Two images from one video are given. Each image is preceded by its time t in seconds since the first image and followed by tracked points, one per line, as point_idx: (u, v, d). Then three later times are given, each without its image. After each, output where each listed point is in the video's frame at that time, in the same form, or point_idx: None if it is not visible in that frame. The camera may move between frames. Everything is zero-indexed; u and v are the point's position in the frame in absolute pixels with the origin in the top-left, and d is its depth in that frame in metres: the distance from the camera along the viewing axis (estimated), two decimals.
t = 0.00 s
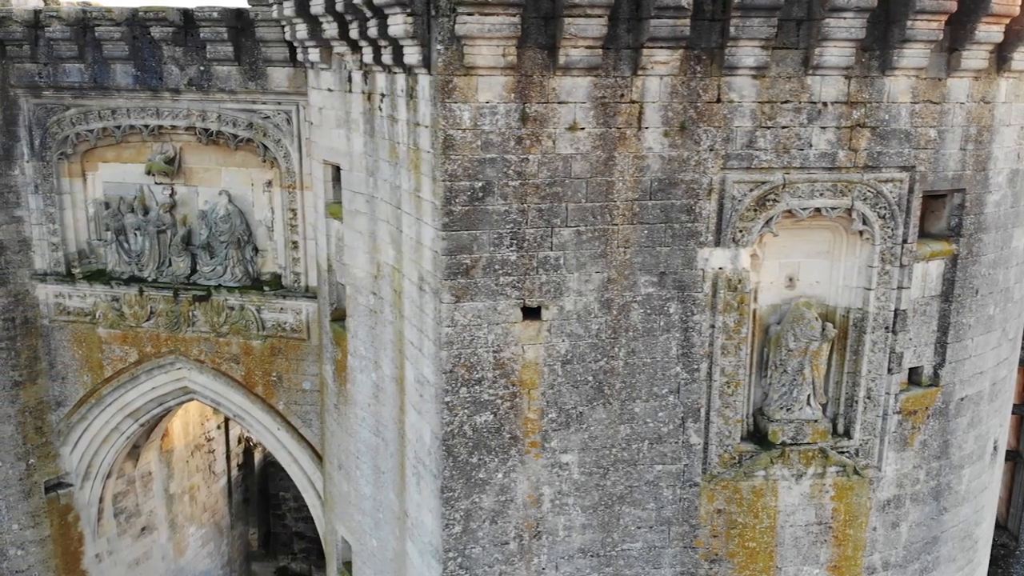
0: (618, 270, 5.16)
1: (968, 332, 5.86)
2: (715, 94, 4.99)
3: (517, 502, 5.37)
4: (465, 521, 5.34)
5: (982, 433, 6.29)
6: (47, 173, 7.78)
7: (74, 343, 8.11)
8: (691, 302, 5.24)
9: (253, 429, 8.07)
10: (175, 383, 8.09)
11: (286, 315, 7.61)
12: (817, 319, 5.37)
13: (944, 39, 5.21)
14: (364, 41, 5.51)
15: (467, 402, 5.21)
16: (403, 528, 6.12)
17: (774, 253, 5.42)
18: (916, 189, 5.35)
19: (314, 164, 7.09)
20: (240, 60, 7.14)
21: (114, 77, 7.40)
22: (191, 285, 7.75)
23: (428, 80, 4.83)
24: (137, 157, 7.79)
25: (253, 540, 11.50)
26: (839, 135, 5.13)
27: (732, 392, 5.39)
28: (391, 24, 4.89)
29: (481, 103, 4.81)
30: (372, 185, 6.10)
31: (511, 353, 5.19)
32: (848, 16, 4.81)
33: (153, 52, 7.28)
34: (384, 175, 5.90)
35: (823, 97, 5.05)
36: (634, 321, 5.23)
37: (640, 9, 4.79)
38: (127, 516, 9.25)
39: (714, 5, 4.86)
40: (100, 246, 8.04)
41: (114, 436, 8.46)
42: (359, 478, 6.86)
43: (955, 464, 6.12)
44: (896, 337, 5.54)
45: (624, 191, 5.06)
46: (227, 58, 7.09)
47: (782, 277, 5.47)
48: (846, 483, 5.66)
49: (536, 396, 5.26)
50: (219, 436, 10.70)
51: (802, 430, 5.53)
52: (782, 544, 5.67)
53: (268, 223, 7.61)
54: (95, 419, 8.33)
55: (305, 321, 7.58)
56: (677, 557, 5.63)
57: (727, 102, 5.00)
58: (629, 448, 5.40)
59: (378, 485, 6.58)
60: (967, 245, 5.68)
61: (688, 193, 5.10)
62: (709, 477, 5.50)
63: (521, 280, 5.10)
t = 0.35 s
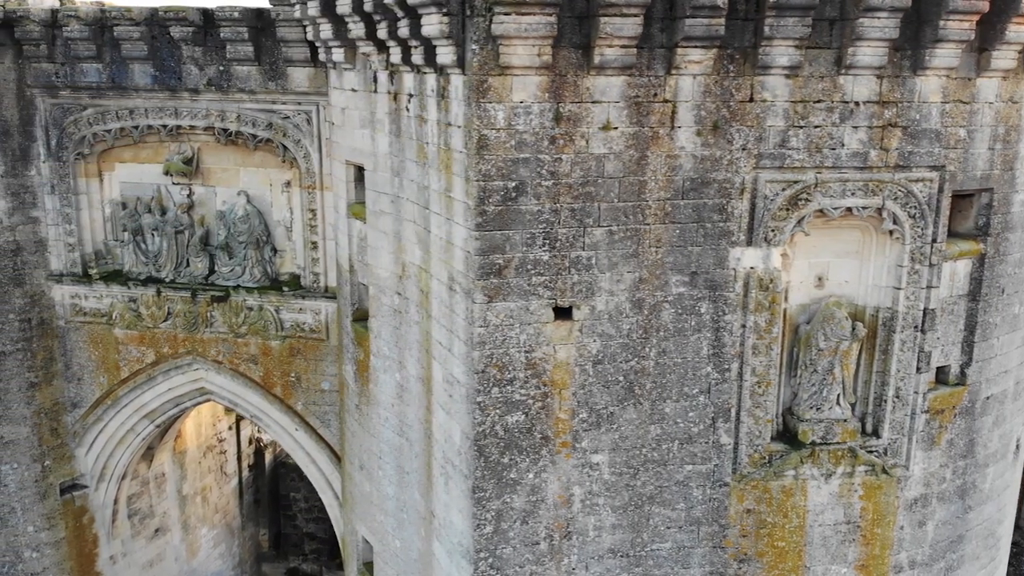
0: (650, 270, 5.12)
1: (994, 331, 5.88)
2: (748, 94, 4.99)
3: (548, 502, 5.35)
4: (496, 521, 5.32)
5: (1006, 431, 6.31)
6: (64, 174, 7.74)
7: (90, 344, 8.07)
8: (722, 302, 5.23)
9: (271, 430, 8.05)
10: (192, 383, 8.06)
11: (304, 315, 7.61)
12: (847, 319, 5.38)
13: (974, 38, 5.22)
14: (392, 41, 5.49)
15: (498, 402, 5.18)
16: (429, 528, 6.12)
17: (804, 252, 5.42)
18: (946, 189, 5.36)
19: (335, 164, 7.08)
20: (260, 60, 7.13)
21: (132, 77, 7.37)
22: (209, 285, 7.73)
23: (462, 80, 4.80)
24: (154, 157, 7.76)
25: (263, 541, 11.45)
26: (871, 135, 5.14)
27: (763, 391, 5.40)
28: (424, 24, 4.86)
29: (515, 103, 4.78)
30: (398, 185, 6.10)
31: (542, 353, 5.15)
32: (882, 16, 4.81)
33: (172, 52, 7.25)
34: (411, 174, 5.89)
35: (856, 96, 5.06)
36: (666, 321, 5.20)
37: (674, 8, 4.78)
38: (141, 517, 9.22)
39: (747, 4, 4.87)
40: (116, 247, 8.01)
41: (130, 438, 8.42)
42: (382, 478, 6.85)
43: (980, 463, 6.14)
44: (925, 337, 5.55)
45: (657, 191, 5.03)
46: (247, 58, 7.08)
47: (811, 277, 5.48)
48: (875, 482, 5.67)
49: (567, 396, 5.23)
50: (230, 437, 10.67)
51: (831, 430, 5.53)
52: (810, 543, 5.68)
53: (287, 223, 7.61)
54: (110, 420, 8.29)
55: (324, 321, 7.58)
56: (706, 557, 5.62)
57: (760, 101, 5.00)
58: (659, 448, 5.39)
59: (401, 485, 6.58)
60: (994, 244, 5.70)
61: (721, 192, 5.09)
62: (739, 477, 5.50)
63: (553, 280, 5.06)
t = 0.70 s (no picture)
0: (684, 270, 5.10)
1: (1022, 331, 5.90)
2: (783, 93, 5.00)
3: (581, 502, 5.32)
4: (529, 522, 5.29)
5: None
6: (83, 174, 7.71)
7: (108, 345, 8.04)
8: (756, 302, 5.22)
9: (290, 431, 8.05)
10: (211, 384, 8.04)
11: (325, 315, 7.61)
12: (879, 319, 5.40)
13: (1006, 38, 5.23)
14: (423, 40, 5.48)
15: (532, 402, 5.15)
16: (457, 528, 6.11)
17: (835, 252, 5.42)
18: (977, 188, 5.38)
19: (358, 164, 7.07)
20: (282, 60, 7.12)
21: (152, 77, 7.34)
22: (230, 285, 7.72)
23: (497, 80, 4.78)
24: (173, 157, 7.74)
25: (275, 542, 11.42)
26: (904, 135, 5.15)
27: (795, 391, 5.40)
28: (459, 24, 4.84)
29: (552, 103, 4.75)
30: (425, 185, 6.11)
31: (576, 353, 5.10)
32: (917, 16, 4.82)
33: (193, 51, 7.23)
34: (439, 174, 5.89)
35: (889, 96, 5.07)
36: (699, 321, 5.18)
37: (711, 8, 4.77)
38: (157, 518, 9.19)
39: (783, 4, 4.87)
40: (135, 247, 7.98)
41: (147, 438, 8.39)
42: (407, 478, 6.84)
43: (1007, 461, 6.16)
44: (955, 336, 5.57)
45: (691, 190, 5.01)
46: (269, 57, 7.06)
47: (842, 277, 5.48)
48: (905, 481, 5.68)
49: (600, 396, 5.18)
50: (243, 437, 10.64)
51: (863, 429, 5.56)
52: (841, 543, 5.69)
53: (308, 224, 7.62)
54: (128, 421, 8.25)
55: (344, 321, 7.58)
56: (737, 556, 5.62)
57: (795, 100, 5.01)
58: (692, 449, 5.38)
59: (427, 485, 6.57)
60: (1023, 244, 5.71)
61: (755, 191, 5.09)
62: (770, 476, 5.50)
63: (587, 280, 5.02)
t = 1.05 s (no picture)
0: (721, 270, 5.09)
1: None
2: (821, 93, 5.00)
3: (617, 503, 5.30)
4: (565, 522, 5.28)
5: None
6: (106, 174, 7.69)
7: (130, 345, 8.02)
8: (793, 302, 5.23)
9: (313, 431, 8.06)
10: (233, 385, 8.04)
11: (349, 315, 7.61)
12: (915, 319, 5.42)
13: None
14: (456, 40, 5.47)
15: (569, 402, 5.12)
16: (488, 528, 6.10)
17: (870, 252, 5.42)
18: (1012, 188, 5.37)
19: (384, 164, 7.07)
20: (308, 60, 7.12)
21: (177, 77, 7.33)
22: (253, 286, 7.72)
23: (536, 79, 4.76)
24: (196, 158, 7.73)
25: (290, 542, 11.40)
26: (941, 135, 5.15)
27: (831, 392, 5.41)
28: (498, 24, 4.81)
29: (592, 103, 4.73)
30: (456, 186, 6.11)
31: (613, 354, 5.08)
32: (956, 16, 4.82)
33: (218, 51, 7.22)
34: (471, 174, 5.89)
35: (927, 96, 5.07)
36: (736, 321, 5.18)
37: (751, 7, 4.77)
38: (176, 519, 9.18)
39: (822, 4, 4.86)
40: (158, 248, 7.98)
41: (168, 439, 8.37)
42: (434, 478, 6.84)
43: None
44: (989, 336, 5.57)
45: (730, 190, 5.01)
46: (295, 58, 7.06)
47: (876, 277, 5.48)
48: (938, 481, 5.69)
49: (637, 396, 5.16)
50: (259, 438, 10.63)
51: (897, 429, 5.56)
52: (875, 543, 5.70)
53: (332, 224, 7.62)
54: (149, 421, 8.23)
55: (368, 321, 7.58)
56: (771, 557, 5.62)
57: (833, 100, 5.01)
58: (727, 449, 5.38)
59: (455, 485, 6.57)
60: None
61: (793, 191, 5.09)
62: (805, 477, 5.51)
63: (624, 280, 4.99)
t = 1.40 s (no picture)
0: (760, 270, 5.09)
1: None
2: (861, 93, 5.00)
3: (654, 504, 5.28)
4: (602, 522, 5.26)
5: None
6: (130, 174, 7.67)
7: (154, 346, 8.01)
8: (831, 302, 5.24)
9: (336, 431, 8.09)
10: (257, 385, 8.05)
11: (374, 315, 7.63)
12: (951, 318, 5.43)
13: None
14: (492, 40, 5.46)
15: (607, 402, 5.09)
16: (520, 528, 6.09)
17: (907, 251, 5.43)
18: None
19: (411, 164, 7.07)
20: (335, 60, 7.12)
21: (203, 77, 7.32)
22: (278, 286, 7.73)
23: (578, 79, 4.75)
24: (221, 158, 7.72)
25: (306, 543, 11.40)
26: (979, 134, 5.16)
27: (868, 391, 5.42)
28: (539, 23, 4.79)
29: (634, 102, 4.71)
30: (487, 186, 6.09)
31: (651, 354, 5.05)
32: (997, 16, 4.82)
33: (244, 51, 7.21)
34: (503, 173, 5.88)
35: (965, 96, 5.08)
36: (775, 321, 5.19)
37: (792, 7, 4.77)
38: (196, 519, 9.17)
39: (863, 4, 4.86)
40: (182, 248, 7.96)
41: (191, 439, 8.36)
42: (463, 478, 6.83)
43: None
44: None
45: (770, 189, 5.01)
46: (323, 58, 7.06)
47: (912, 276, 5.48)
48: (973, 481, 5.69)
49: (675, 397, 5.14)
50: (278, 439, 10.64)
51: (933, 429, 5.58)
52: (909, 542, 5.71)
53: (356, 224, 7.63)
54: (173, 422, 8.23)
55: (393, 321, 7.61)
56: (806, 556, 5.62)
57: (872, 100, 5.02)
58: (765, 449, 5.38)
59: (485, 485, 6.56)
60: None
61: (832, 190, 5.11)
62: (842, 477, 5.52)
63: (663, 280, 4.96)
